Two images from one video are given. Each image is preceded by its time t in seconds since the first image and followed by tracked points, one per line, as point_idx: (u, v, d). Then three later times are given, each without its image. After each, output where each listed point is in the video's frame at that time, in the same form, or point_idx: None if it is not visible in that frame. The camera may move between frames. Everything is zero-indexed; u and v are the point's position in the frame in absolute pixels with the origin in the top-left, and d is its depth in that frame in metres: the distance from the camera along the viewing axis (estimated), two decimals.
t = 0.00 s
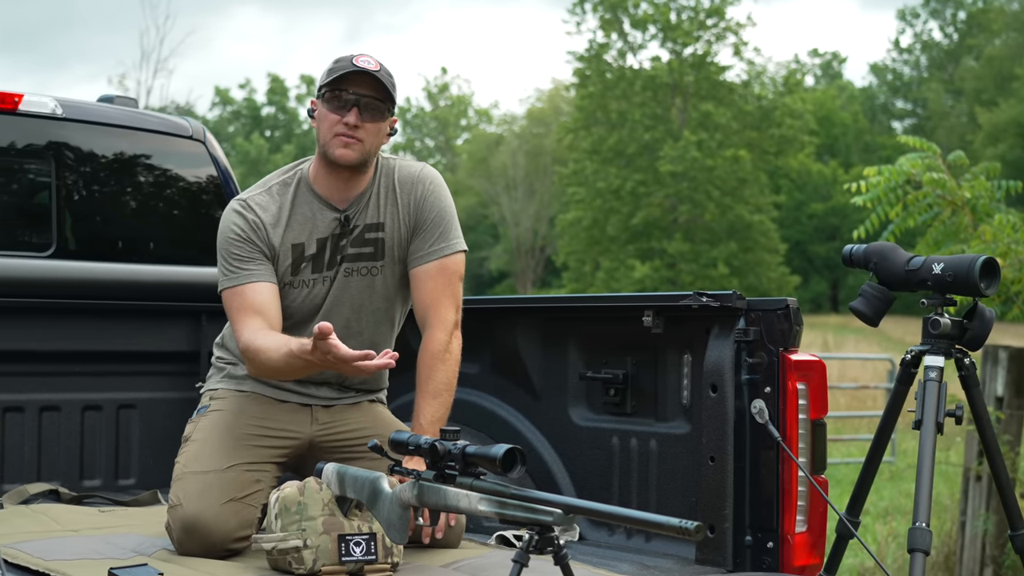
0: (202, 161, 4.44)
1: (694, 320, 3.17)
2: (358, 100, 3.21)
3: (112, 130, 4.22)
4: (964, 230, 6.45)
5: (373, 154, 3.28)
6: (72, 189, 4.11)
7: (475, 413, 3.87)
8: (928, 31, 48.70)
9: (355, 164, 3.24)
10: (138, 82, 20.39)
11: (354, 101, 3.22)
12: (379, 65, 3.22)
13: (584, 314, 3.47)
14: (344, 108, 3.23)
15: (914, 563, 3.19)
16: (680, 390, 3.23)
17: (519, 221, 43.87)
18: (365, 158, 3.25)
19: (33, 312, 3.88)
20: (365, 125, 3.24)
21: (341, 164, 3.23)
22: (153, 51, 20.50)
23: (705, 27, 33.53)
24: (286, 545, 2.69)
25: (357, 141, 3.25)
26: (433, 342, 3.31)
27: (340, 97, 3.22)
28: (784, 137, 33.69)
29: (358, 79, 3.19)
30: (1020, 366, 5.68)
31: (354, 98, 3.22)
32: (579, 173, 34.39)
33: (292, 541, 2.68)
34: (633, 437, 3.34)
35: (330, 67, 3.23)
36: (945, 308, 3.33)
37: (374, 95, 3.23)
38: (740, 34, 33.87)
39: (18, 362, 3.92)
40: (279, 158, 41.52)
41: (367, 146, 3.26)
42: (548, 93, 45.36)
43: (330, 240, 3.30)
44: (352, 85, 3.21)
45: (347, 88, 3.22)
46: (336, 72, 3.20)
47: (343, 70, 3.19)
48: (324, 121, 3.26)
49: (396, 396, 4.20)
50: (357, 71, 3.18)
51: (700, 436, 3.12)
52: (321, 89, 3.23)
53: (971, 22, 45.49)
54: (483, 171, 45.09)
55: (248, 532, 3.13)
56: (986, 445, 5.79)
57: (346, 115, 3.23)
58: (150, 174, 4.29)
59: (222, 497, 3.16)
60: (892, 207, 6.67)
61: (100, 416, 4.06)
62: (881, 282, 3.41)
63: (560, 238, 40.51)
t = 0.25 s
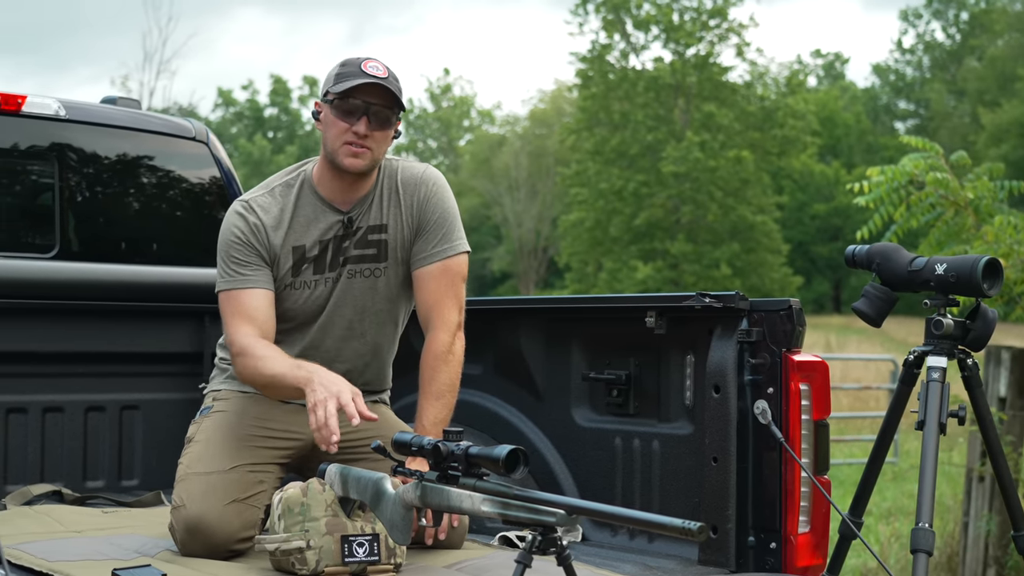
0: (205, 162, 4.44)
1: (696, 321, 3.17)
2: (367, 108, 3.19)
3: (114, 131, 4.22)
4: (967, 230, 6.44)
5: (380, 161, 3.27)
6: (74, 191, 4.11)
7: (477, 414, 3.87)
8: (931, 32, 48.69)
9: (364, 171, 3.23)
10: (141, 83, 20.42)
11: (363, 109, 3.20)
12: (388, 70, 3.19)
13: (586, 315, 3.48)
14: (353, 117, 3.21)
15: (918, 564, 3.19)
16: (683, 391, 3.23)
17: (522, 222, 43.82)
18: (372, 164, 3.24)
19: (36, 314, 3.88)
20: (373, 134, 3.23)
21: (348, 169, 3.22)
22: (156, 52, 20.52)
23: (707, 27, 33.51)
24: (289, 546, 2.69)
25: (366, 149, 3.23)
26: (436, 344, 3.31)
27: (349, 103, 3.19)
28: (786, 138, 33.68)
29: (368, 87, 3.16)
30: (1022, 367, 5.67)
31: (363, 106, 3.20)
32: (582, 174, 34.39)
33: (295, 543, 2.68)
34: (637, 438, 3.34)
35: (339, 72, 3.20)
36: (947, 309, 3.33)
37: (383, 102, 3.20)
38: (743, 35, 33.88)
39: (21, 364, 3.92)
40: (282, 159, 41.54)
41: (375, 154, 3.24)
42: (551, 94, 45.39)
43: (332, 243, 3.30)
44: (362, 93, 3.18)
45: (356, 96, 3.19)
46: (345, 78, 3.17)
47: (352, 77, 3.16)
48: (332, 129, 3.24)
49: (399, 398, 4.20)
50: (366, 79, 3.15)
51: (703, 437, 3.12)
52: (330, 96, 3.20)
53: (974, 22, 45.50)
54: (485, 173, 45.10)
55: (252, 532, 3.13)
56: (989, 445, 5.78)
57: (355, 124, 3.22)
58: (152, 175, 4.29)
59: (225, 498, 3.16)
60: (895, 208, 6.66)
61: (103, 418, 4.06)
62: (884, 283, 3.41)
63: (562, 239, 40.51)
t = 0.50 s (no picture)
0: (207, 163, 4.45)
1: (699, 322, 3.17)
2: (371, 114, 3.17)
3: (116, 131, 4.23)
4: (968, 231, 6.44)
5: (383, 167, 3.26)
6: (77, 191, 4.11)
7: (480, 415, 3.87)
8: (933, 32, 48.70)
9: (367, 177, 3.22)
10: (143, 84, 20.43)
11: (368, 117, 3.19)
12: (392, 77, 3.18)
13: (589, 316, 3.48)
14: (358, 123, 3.20)
15: (920, 564, 3.19)
16: (686, 391, 3.23)
17: (523, 222, 43.85)
18: (376, 170, 3.24)
19: (40, 316, 3.89)
20: (378, 142, 3.22)
21: (354, 175, 3.21)
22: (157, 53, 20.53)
23: (708, 28, 33.53)
24: (291, 547, 2.69)
25: (370, 156, 3.22)
26: (439, 344, 3.31)
27: (354, 110, 3.18)
28: (787, 138, 33.69)
29: (375, 94, 3.14)
30: None
31: (368, 112, 3.18)
32: (583, 174, 34.40)
33: (298, 544, 2.68)
34: (639, 439, 3.35)
35: (344, 76, 3.18)
36: (950, 309, 3.33)
37: (388, 109, 3.19)
38: (744, 35, 33.89)
39: (22, 363, 3.91)
40: (283, 160, 41.56)
41: (378, 160, 3.23)
42: (552, 95, 45.40)
43: (333, 245, 3.29)
44: (367, 100, 3.16)
45: (361, 103, 3.17)
46: (350, 84, 3.16)
47: (358, 85, 3.14)
48: (337, 135, 3.23)
49: (402, 399, 4.20)
50: (374, 86, 3.13)
51: (706, 438, 3.12)
52: (334, 101, 3.19)
53: (975, 22, 45.52)
54: (486, 174, 45.15)
55: (254, 533, 3.13)
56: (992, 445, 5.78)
57: (361, 130, 3.20)
58: (154, 176, 4.30)
59: (228, 498, 3.16)
60: (897, 208, 6.66)
61: (106, 419, 4.06)
62: (886, 283, 3.41)
63: (564, 240, 40.55)
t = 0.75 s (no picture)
0: (209, 163, 4.45)
1: (701, 321, 3.17)
2: (371, 116, 3.20)
3: (117, 132, 4.23)
4: (970, 231, 6.44)
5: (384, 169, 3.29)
6: (78, 192, 4.11)
7: (482, 414, 3.88)
8: (933, 32, 48.70)
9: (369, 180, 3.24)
10: (143, 84, 20.41)
11: (368, 118, 3.22)
12: (389, 77, 3.22)
13: (591, 315, 3.48)
14: (357, 125, 3.22)
15: (923, 565, 3.18)
16: (688, 391, 3.23)
17: (524, 223, 43.90)
18: (376, 172, 3.26)
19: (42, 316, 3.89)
20: (378, 142, 3.25)
21: (355, 179, 3.23)
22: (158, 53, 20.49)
23: (710, 28, 33.54)
24: (294, 547, 2.69)
25: (371, 158, 3.24)
26: (440, 345, 3.31)
27: (353, 112, 3.21)
28: (788, 138, 33.68)
29: (376, 97, 3.18)
30: None
31: (369, 116, 3.22)
32: (584, 174, 34.36)
33: (301, 543, 2.68)
34: (642, 438, 3.34)
35: (340, 79, 3.21)
36: (952, 309, 3.33)
37: (387, 111, 3.22)
38: (745, 35, 33.88)
39: (23, 364, 3.91)
40: (284, 160, 41.53)
41: (380, 162, 3.26)
42: (553, 95, 45.37)
43: (332, 246, 3.29)
44: (368, 102, 3.19)
45: (361, 105, 3.20)
46: (349, 86, 3.19)
47: (358, 87, 3.18)
48: (336, 137, 3.25)
49: (404, 398, 4.21)
50: (374, 89, 3.17)
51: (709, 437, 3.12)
52: (332, 104, 3.21)
53: (976, 22, 45.52)
54: (487, 174, 45.16)
55: (257, 532, 3.14)
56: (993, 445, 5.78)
57: (360, 132, 3.23)
58: (156, 177, 4.30)
59: (231, 499, 3.16)
60: (898, 208, 6.66)
61: (108, 419, 4.07)
62: (889, 283, 3.41)
63: (565, 241, 40.54)
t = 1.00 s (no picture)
0: (211, 164, 4.46)
1: (703, 323, 3.17)
2: (371, 122, 3.19)
3: (119, 133, 4.23)
4: (970, 232, 6.43)
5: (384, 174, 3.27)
6: (79, 193, 4.11)
7: (483, 415, 3.89)
8: (934, 33, 48.72)
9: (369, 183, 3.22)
10: (144, 85, 20.42)
11: (368, 123, 3.19)
12: (386, 81, 3.21)
13: (590, 316, 3.48)
14: (357, 132, 3.20)
15: (925, 565, 3.18)
16: (690, 391, 3.23)
17: (525, 223, 43.91)
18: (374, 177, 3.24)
19: (43, 317, 3.88)
20: (377, 147, 3.22)
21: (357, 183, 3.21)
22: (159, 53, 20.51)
23: (710, 29, 33.55)
24: (297, 548, 2.69)
25: (371, 162, 3.21)
26: (438, 344, 3.30)
27: (352, 118, 3.18)
28: (789, 139, 33.69)
29: (378, 103, 3.16)
30: None
31: (371, 123, 3.20)
32: (585, 175, 34.33)
33: (304, 545, 2.69)
34: (643, 439, 3.35)
35: (337, 84, 3.19)
36: (953, 309, 3.33)
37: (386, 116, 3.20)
38: (746, 36, 33.88)
39: (23, 365, 3.90)
40: (285, 161, 41.52)
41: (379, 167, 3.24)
42: (554, 96, 45.35)
43: (328, 249, 3.29)
44: (367, 109, 3.17)
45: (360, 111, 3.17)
46: (348, 92, 3.17)
47: (358, 92, 3.16)
48: (334, 144, 3.23)
49: (405, 399, 4.21)
50: (375, 95, 3.16)
51: (710, 438, 3.13)
52: (331, 111, 3.19)
53: (977, 23, 45.54)
54: (487, 175, 45.15)
55: (259, 534, 3.14)
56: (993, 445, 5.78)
57: (360, 138, 3.21)
58: (157, 177, 4.31)
59: (234, 499, 3.16)
60: (898, 209, 6.67)
61: (109, 420, 4.06)
62: (891, 284, 3.41)
63: (565, 242, 40.53)
